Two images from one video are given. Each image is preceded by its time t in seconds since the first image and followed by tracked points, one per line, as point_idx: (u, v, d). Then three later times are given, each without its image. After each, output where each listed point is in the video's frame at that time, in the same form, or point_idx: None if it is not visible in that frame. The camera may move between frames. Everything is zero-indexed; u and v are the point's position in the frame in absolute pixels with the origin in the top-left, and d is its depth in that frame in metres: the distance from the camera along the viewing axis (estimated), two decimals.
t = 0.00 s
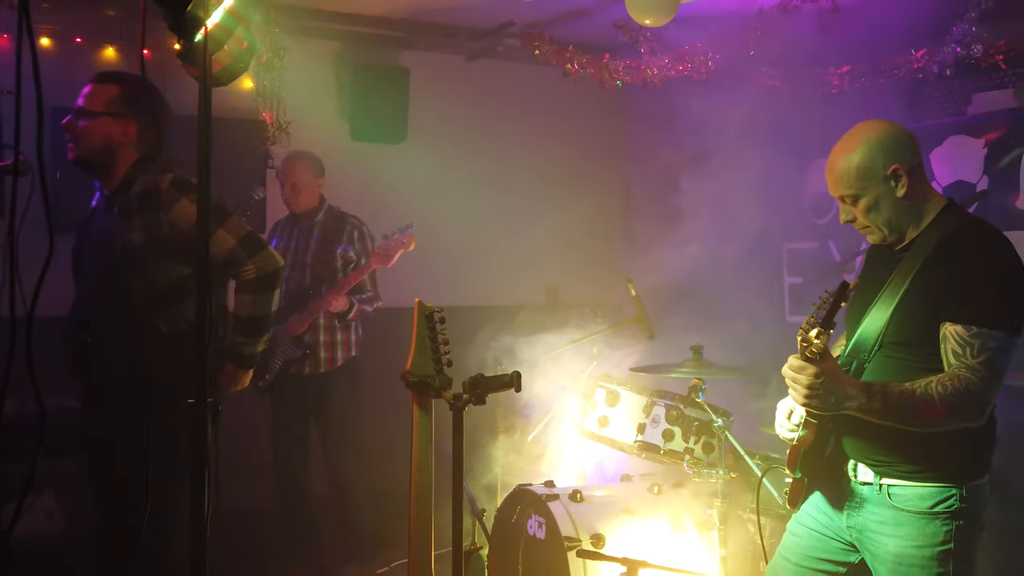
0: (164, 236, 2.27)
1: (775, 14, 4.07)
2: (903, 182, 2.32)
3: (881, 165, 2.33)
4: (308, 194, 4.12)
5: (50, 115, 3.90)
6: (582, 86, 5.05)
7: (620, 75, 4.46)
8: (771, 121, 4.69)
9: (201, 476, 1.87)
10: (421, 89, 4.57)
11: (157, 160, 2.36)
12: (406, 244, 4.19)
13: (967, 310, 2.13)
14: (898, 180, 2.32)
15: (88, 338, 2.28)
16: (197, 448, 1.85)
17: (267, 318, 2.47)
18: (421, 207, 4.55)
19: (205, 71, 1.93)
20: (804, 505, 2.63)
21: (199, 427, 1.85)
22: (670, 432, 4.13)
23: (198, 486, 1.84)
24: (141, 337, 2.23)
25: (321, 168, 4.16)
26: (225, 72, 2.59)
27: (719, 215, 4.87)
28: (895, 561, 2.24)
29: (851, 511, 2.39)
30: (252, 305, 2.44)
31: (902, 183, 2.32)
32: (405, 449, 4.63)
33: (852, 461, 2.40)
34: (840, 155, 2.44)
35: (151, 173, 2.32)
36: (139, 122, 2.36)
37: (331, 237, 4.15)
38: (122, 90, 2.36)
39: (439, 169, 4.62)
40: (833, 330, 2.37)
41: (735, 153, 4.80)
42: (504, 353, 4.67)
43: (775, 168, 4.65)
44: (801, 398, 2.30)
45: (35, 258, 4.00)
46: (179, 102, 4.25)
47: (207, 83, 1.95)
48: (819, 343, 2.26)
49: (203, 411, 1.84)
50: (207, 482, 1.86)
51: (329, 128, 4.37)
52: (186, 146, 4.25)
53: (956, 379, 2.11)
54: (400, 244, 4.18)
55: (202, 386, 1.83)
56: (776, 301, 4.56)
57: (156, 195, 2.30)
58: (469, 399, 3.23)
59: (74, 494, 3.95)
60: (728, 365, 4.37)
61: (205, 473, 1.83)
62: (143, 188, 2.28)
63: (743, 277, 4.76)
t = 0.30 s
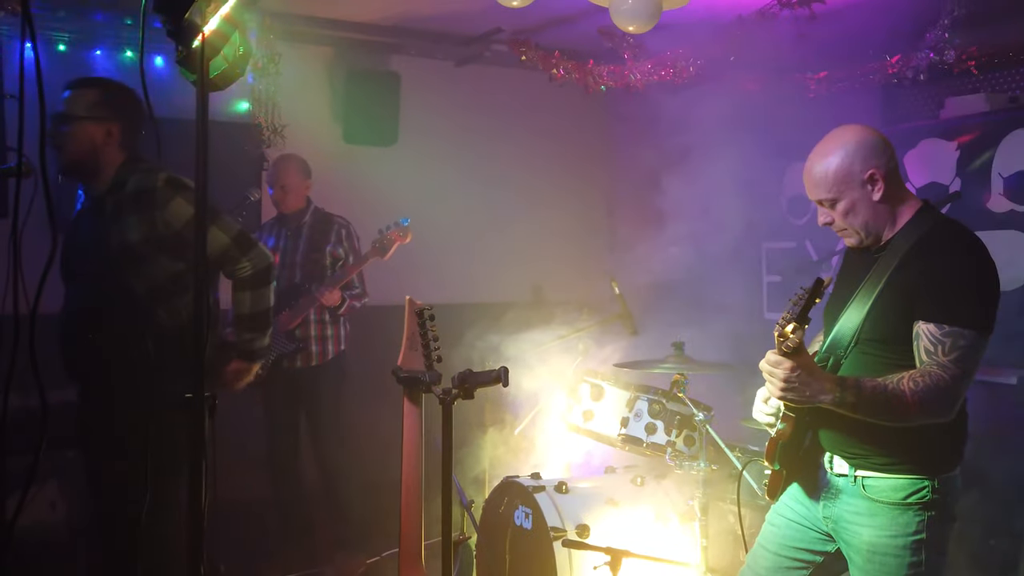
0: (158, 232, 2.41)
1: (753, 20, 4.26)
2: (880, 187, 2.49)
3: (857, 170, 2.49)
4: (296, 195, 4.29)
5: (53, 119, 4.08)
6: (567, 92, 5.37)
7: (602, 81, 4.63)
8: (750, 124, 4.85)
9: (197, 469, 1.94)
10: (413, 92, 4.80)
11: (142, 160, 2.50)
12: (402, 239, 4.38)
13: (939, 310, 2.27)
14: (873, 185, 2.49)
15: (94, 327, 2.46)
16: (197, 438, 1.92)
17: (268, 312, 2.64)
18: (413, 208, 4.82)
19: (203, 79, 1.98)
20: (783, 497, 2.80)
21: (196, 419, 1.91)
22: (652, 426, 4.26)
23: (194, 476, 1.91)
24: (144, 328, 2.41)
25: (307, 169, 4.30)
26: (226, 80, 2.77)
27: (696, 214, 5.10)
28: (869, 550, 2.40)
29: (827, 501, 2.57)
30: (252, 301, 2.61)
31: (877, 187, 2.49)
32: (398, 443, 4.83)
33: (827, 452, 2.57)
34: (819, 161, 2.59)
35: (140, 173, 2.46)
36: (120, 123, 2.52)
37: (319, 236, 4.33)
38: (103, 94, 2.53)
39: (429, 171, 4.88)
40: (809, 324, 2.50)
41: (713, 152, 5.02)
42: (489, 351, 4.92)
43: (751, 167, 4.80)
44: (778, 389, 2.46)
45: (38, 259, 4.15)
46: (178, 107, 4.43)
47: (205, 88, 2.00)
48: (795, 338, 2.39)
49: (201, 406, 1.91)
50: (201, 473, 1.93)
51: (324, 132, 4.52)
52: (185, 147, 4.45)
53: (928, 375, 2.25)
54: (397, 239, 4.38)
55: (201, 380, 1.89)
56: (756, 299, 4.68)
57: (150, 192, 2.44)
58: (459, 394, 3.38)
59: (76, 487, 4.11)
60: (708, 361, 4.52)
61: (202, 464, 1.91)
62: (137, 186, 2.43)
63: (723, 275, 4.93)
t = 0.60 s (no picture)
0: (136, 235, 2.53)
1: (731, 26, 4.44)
2: (870, 177, 2.62)
3: (853, 158, 2.59)
4: (290, 196, 4.50)
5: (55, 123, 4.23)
6: (551, 98, 5.62)
7: (588, 85, 4.82)
8: (728, 126, 5.01)
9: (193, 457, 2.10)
10: (404, 96, 5.02)
11: (122, 161, 2.61)
12: (392, 237, 4.49)
13: (912, 307, 2.37)
14: (864, 175, 2.61)
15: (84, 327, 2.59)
16: (195, 429, 2.08)
17: (242, 323, 2.99)
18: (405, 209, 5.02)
19: (201, 81, 2.11)
20: (761, 487, 2.91)
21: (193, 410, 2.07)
22: (635, 420, 4.41)
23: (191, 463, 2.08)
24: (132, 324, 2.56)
25: (299, 172, 4.53)
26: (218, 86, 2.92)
27: (677, 214, 5.26)
28: (844, 539, 2.50)
29: (804, 492, 2.66)
30: (222, 314, 2.94)
31: (868, 177, 2.61)
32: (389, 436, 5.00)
33: (804, 445, 2.67)
34: (813, 148, 2.68)
35: (122, 173, 2.58)
36: (101, 122, 2.66)
37: (312, 238, 4.52)
38: (87, 95, 2.66)
39: (422, 172, 5.10)
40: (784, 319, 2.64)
41: (692, 155, 5.19)
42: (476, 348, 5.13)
43: (728, 171, 4.99)
44: (757, 382, 2.55)
45: (41, 259, 4.29)
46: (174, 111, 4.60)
47: (203, 90, 2.13)
48: (773, 332, 2.50)
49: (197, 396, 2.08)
50: (198, 460, 2.10)
51: (317, 135, 4.74)
52: (181, 149, 4.51)
53: (900, 369, 2.35)
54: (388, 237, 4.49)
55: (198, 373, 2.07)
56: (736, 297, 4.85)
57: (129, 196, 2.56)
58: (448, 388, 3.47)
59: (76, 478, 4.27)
60: (689, 356, 4.67)
61: (197, 451, 2.07)
62: (117, 189, 2.54)
63: (703, 274, 5.10)
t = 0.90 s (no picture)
0: (121, 238, 2.61)
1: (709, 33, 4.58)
2: (847, 180, 2.55)
3: (832, 159, 2.53)
4: (290, 197, 4.58)
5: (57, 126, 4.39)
6: (536, 102, 5.87)
7: (572, 90, 5.01)
8: (708, 129, 5.17)
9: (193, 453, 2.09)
10: (393, 101, 5.23)
11: (119, 166, 2.76)
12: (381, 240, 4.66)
13: (888, 304, 2.33)
14: (842, 177, 2.54)
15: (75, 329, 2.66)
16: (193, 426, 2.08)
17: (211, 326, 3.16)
18: (395, 211, 5.22)
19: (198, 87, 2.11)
20: (740, 478, 2.82)
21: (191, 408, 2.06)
22: (618, 413, 4.54)
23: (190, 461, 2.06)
24: (120, 326, 2.62)
25: (300, 173, 4.62)
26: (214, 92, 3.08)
27: (659, 214, 5.46)
28: (821, 529, 2.43)
29: (781, 483, 2.59)
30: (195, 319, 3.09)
31: (846, 179, 2.54)
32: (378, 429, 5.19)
33: (781, 438, 2.60)
34: (790, 150, 2.59)
35: (117, 178, 2.71)
36: (101, 126, 2.81)
37: (310, 241, 4.60)
38: (88, 99, 2.80)
39: (411, 175, 5.31)
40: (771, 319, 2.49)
41: (674, 158, 5.37)
42: (461, 346, 5.39)
43: (705, 173, 5.18)
44: (739, 379, 2.48)
45: (44, 257, 4.45)
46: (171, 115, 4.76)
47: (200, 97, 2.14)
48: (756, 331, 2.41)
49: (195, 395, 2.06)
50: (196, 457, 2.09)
51: (311, 138, 4.92)
52: (180, 153, 4.78)
53: (878, 365, 2.29)
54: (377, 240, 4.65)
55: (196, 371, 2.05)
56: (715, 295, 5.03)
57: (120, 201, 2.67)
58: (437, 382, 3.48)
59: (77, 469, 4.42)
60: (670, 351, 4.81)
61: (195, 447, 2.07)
62: (111, 194, 2.66)
63: (682, 272, 5.30)
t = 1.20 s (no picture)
0: (115, 243, 2.76)
1: (698, 36, 4.66)
2: (835, 181, 2.61)
3: (820, 161, 2.59)
4: (302, 196, 4.77)
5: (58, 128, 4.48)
6: (530, 104, 6.00)
7: (563, 92, 5.07)
8: (698, 131, 5.26)
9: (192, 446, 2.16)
10: (388, 104, 5.35)
11: (121, 168, 2.86)
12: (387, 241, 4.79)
13: (873, 302, 2.35)
14: (830, 178, 2.60)
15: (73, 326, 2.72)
16: (192, 419, 2.15)
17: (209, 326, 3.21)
18: (388, 211, 5.35)
19: (197, 88, 2.20)
20: (728, 473, 2.83)
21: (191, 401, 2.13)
22: (607, 409, 4.62)
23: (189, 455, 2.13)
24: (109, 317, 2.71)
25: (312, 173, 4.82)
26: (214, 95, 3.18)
27: (649, 215, 5.57)
28: (806, 523, 2.45)
29: (768, 478, 2.61)
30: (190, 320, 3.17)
31: (833, 180, 2.60)
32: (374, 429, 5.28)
33: (769, 433, 2.62)
34: (783, 147, 2.67)
35: (117, 182, 2.81)
36: (105, 128, 2.91)
37: (322, 238, 4.77)
38: (89, 102, 2.89)
39: (406, 176, 5.44)
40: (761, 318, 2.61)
41: (665, 159, 5.47)
42: (452, 347, 5.54)
43: (693, 174, 5.29)
44: (728, 377, 2.51)
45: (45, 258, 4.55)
46: (171, 118, 4.86)
47: (200, 99, 2.23)
48: (747, 329, 2.52)
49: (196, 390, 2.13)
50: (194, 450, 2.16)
51: (308, 140, 5.05)
52: (179, 154, 4.87)
53: (863, 362, 2.32)
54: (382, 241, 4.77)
55: (195, 366, 2.12)
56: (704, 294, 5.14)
57: (117, 204, 2.80)
58: (430, 379, 3.52)
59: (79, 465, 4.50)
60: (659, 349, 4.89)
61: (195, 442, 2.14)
62: (110, 196, 2.78)
63: (671, 272, 5.41)
